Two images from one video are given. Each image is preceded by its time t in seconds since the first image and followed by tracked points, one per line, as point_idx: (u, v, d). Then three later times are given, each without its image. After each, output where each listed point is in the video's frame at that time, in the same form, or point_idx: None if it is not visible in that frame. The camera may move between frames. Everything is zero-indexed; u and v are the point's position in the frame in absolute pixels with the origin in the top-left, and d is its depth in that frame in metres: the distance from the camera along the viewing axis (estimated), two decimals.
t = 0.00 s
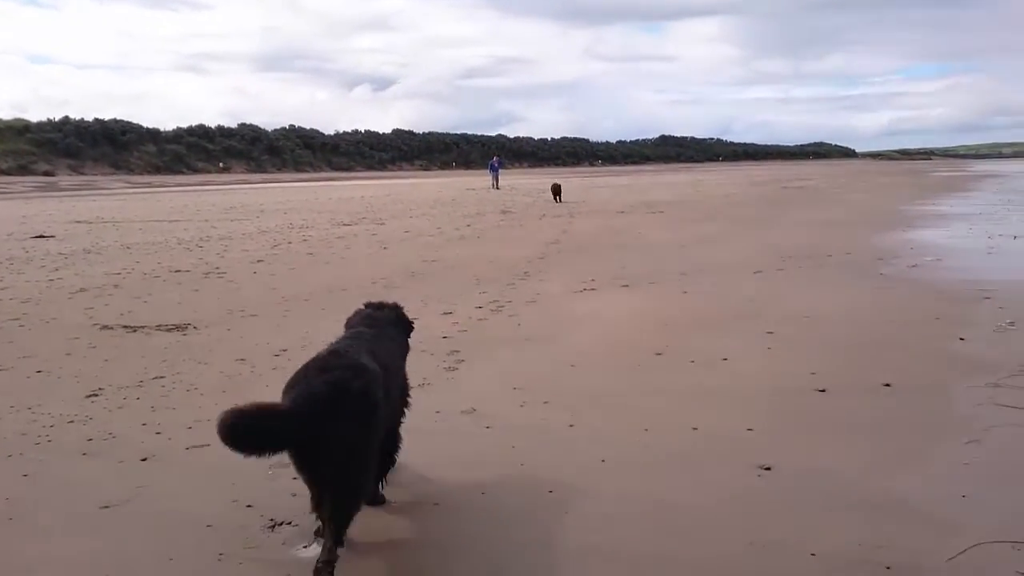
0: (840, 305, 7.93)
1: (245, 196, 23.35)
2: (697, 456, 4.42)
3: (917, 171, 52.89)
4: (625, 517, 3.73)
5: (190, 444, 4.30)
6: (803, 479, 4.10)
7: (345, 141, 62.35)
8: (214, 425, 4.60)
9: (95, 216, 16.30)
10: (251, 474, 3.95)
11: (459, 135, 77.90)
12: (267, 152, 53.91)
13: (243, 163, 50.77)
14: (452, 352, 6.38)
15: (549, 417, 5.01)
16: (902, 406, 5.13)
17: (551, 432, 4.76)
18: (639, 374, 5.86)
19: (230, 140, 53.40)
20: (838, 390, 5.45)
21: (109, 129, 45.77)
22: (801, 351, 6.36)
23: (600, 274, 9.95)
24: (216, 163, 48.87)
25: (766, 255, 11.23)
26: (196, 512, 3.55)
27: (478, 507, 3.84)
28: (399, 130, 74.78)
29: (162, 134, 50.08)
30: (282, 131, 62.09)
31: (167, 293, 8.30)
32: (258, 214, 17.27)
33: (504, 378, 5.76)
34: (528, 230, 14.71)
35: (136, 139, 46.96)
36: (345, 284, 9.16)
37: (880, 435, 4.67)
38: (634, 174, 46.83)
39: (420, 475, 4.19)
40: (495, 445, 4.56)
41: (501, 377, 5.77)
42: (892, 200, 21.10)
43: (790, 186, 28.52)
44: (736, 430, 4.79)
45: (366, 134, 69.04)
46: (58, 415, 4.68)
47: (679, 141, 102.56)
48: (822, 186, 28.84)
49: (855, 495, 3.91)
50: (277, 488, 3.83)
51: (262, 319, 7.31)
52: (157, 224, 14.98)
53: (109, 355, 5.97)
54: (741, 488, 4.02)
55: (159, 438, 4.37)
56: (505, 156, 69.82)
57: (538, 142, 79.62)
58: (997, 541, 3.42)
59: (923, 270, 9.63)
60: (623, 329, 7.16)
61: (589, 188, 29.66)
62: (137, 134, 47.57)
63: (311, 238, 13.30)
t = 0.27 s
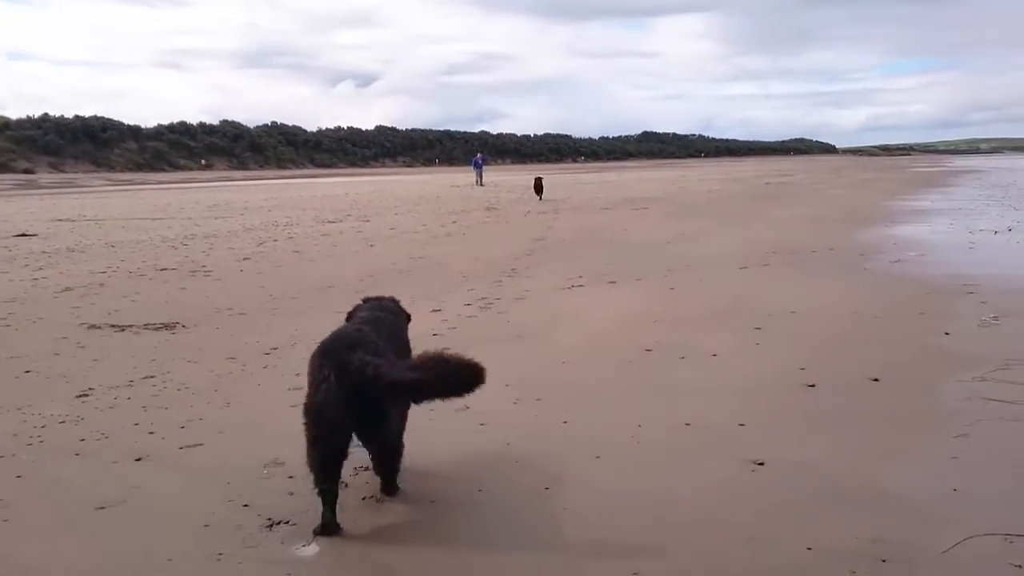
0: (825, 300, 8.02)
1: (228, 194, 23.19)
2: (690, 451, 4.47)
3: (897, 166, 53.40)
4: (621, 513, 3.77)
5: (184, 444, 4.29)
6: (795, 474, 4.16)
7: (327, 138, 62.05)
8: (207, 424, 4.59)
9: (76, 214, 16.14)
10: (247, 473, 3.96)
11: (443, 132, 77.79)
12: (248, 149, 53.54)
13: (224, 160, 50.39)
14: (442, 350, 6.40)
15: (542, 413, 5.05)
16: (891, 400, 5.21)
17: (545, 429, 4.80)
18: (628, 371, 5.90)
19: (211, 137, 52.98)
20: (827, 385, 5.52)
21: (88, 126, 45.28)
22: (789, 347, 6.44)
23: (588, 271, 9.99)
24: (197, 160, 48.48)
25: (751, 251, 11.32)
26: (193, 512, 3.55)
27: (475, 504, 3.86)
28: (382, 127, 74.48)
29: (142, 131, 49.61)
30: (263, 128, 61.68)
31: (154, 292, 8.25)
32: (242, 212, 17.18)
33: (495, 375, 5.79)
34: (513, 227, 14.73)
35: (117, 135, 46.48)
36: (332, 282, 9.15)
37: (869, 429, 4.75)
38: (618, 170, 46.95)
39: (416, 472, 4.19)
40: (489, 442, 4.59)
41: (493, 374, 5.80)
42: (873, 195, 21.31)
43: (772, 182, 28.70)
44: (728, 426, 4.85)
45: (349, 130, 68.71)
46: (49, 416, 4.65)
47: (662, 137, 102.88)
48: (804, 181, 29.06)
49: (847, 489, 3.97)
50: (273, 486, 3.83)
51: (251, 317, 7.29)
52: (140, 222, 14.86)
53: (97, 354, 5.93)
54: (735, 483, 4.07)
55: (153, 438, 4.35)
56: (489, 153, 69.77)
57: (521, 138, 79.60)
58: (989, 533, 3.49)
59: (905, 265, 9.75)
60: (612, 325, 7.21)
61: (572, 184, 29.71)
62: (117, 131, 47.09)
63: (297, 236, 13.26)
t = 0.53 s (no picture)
0: (815, 297, 8.07)
1: (212, 192, 22.99)
2: (689, 448, 4.49)
3: (879, 164, 53.85)
4: (625, 510, 3.78)
5: (181, 443, 4.25)
6: (795, 470, 4.19)
7: (310, 136, 61.68)
8: (203, 424, 4.55)
9: (58, 212, 15.94)
10: (246, 472, 3.94)
11: (426, 129, 77.56)
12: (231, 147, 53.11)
13: (206, 158, 49.96)
14: (436, 348, 6.38)
15: (540, 411, 5.04)
16: (885, 396, 5.25)
17: (544, 427, 4.79)
18: (624, 368, 5.91)
19: (193, 135, 52.52)
20: (822, 382, 5.56)
21: (68, 124, 44.74)
22: (782, 344, 6.47)
23: (578, 268, 10.00)
24: (179, 158, 48.03)
25: (740, 248, 11.36)
26: (193, 512, 3.52)
27: (478, 502, 3.85)
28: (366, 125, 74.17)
29: (123, 128, 49.08)
30: (246, 126, 61.23)
31: (142, 291, 8.16)
32: (227, 210, 17.03)
33: (492, 373, 5.78)
34: (501, 225, 14.71)
35: (97, 133, 45.98)
36: (323, 280, 9.09)
37: (866, 425, 4.78)
38: (602, 168, 47.01)
39: (417, 471, 4.18)
40: (489, 440, 4.58)
41: (489, 372, 5.79)
42: (857, 193, 21.46)
43: (756, 179, 28.84)
44: (726, 423, 4.87)
45: (332, 127, 68.36)
46: (42, 416, 4.58)
47: (646, 135, 103.21)
48: (788, 179, 29.22)
49: (847, 485, 4.00)
50: (273, 486, 3.81)
51: (242, 316, 7.23)
52: (124, 220, 14.70)
53: (88, 354, 5.86)
54: (736, 479, 4.09)
55: (149, 438, 4.31)
56: (473, 151, 69.66)
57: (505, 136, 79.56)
58: (990, 528, 3.52)
59: (893, 262, 9.83)
60: (605, 322, 7.22)
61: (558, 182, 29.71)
62: (97, 129, 46.57)
63: (284, 234, 13.16)
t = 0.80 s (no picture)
0: (806, 298, 8.13)
1: (198, 193, 22.83)
2: (688, 448, 4.51)
3: (862, 166, 54.30)
4: (626, 510, 3.79)
5: (178, 445, 4.23)
6: (794, 470, 4.22)
7: (295, 138, 61.41)
8: (200, 426, 4.52)
9: (42, 214, 15.77)
10: (245, 474, 3.93)
11: (412, 131, 77.42)
12: (215, 148, 52.77)
13: (190, 159, 49.62)
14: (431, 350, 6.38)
15: (539, 413, 5.05)
16: (880, 396, 5.30)
17: (543, 428, 4.80)
18: (620, 369, 5.93)
19: (177, 137, 52.19)
20: (817, 382, 5.60)
21: (50, 125, 44.31)
22: (776, 344, 6.51)
23: (570, 269, 10.02)
24: (163, 159, 47.66)
25: (729, 249, 11.42)
26: (194, 514, 3.50)
27: (480, 502, 3.85)
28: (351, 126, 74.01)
29: (106, 130, 48.66)
30: (230, 127, 60.89)
31: (132, 293, 8.09)
32: (214, 212, 16.92)
33: (488, 374, 5.78)
34: (491, 226, 14.71)
35: (80, 134, 45.59)
36: (314, 282, 9.05)
37: (864, 425, 4.82)
38: (588, 170, 47.12)
39: (417, 472, 4.17)
40: (488, 441, 4.58)
41: (486, 374, 5.79)
42: (843, 194, 21.61)
43: (742, 181, 28.98)
44: (724, 423, 4.89)
45: (318, 129, 68.10)
46: (37, 418, 4.54)
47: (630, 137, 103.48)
48: (774, 181, 29.39)
49: (844, 484, 4.04)
50: (273, 487, 3.80)
51: (234, 317, 7.19)
52: (110, 222, 14.57)
53: (80, 356, 5.80)
54: (736, 479, 4.11)
55: (145, 440, 4.28)
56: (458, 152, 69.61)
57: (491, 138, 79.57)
58: (990, 527, 3.56)
59: (881, 263, 9.91)
60: (599, 323, 7.24)
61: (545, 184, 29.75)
62: (80, 130, 46.15)
63: (272, 235, 13.10)
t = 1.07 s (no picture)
0: (801, 301, 8.14)
1: (190, 196, 22.73)
2: (687, 452, 4.51)
3: (852, 169, 54.52)
4: (627, 514, 3.78)
5: (175, 449, 4.20)
6: (794, 473, 4.22)
7: (287, 140, 61.26)
8: (197, 429, 4.49)
9: (33, 217, 15.66)
10: (242, 478, 3.91)
11: (404, 134, 77.36)
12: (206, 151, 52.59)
13: (182, 162, 49.43)
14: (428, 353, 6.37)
15: (537, 416, 5.04)
16: (878, 400, 5.31)
17: (541, 431, 4.79)
18: (617, 372, 5.93)
19: (168, 139, 52.00)
20: (814, 385, 5.61)
21: (40, 127, 44.07)
22: (772, 347, 6.52)
23: (565, 273, 10.03)
24: (154, 162, 47.47)
25: (723, 252, 11.44)
26: (192, 518, 3.48)
27: (480, 506, 3.83)
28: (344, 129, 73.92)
29: (97, 132, 48.44)
30: (222, 130, 60.70)
31: (125, 296, 8.05)
32: (206, 215, 16.85)
33: (485, 378, 5.77)
34: (484, 229, 14.69)
35: (71, 137, 45.37)
36: (308, 285, 9.02)
37: (862, 429, 4.83)
38: (581, 173, 47.19)
39: (416, 475, 4.15)
40: (487, 444, 4.57)
41: (483, 377, 5.78)
42: (835, 198, 21.69)
43: (735, 185, 29.05)
44: (722, 426, 4.89)
45: (310, 131, 67.97)
46: (32, 422, 4.50)
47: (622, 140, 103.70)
48: (766, 184, 29.46)
49: (844, 488, 4.04)
50: (271, 491, 3.78)
51: (228, 321, 7.15)
52: (102, 224, 14.48)
53: (74, 359, 5.76)
54: (735, 482, 4.11)
55: (142, 444, 4.25)
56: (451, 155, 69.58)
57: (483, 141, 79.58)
58: (991, 531, 3.56)
59: (875, 267, 9.94)
60: (595, 326, 7.24)
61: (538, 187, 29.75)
62: (71, 132, 45.93)
63: (266, 238, 13.05)
